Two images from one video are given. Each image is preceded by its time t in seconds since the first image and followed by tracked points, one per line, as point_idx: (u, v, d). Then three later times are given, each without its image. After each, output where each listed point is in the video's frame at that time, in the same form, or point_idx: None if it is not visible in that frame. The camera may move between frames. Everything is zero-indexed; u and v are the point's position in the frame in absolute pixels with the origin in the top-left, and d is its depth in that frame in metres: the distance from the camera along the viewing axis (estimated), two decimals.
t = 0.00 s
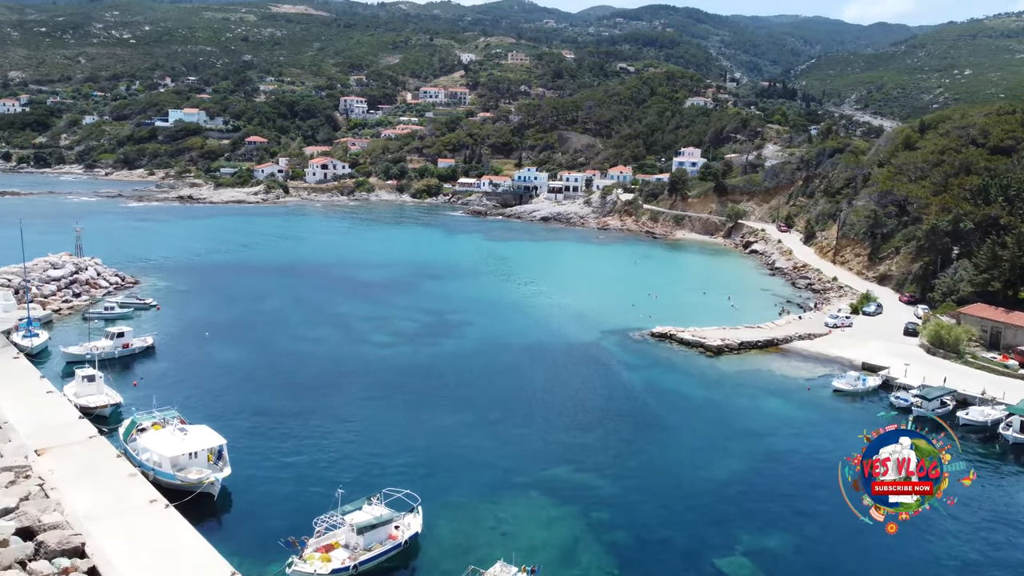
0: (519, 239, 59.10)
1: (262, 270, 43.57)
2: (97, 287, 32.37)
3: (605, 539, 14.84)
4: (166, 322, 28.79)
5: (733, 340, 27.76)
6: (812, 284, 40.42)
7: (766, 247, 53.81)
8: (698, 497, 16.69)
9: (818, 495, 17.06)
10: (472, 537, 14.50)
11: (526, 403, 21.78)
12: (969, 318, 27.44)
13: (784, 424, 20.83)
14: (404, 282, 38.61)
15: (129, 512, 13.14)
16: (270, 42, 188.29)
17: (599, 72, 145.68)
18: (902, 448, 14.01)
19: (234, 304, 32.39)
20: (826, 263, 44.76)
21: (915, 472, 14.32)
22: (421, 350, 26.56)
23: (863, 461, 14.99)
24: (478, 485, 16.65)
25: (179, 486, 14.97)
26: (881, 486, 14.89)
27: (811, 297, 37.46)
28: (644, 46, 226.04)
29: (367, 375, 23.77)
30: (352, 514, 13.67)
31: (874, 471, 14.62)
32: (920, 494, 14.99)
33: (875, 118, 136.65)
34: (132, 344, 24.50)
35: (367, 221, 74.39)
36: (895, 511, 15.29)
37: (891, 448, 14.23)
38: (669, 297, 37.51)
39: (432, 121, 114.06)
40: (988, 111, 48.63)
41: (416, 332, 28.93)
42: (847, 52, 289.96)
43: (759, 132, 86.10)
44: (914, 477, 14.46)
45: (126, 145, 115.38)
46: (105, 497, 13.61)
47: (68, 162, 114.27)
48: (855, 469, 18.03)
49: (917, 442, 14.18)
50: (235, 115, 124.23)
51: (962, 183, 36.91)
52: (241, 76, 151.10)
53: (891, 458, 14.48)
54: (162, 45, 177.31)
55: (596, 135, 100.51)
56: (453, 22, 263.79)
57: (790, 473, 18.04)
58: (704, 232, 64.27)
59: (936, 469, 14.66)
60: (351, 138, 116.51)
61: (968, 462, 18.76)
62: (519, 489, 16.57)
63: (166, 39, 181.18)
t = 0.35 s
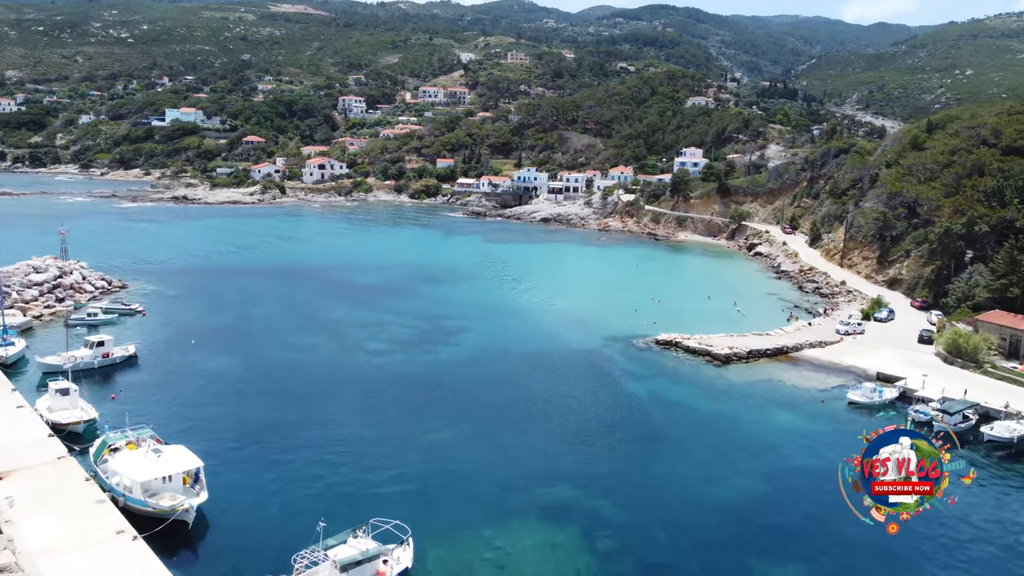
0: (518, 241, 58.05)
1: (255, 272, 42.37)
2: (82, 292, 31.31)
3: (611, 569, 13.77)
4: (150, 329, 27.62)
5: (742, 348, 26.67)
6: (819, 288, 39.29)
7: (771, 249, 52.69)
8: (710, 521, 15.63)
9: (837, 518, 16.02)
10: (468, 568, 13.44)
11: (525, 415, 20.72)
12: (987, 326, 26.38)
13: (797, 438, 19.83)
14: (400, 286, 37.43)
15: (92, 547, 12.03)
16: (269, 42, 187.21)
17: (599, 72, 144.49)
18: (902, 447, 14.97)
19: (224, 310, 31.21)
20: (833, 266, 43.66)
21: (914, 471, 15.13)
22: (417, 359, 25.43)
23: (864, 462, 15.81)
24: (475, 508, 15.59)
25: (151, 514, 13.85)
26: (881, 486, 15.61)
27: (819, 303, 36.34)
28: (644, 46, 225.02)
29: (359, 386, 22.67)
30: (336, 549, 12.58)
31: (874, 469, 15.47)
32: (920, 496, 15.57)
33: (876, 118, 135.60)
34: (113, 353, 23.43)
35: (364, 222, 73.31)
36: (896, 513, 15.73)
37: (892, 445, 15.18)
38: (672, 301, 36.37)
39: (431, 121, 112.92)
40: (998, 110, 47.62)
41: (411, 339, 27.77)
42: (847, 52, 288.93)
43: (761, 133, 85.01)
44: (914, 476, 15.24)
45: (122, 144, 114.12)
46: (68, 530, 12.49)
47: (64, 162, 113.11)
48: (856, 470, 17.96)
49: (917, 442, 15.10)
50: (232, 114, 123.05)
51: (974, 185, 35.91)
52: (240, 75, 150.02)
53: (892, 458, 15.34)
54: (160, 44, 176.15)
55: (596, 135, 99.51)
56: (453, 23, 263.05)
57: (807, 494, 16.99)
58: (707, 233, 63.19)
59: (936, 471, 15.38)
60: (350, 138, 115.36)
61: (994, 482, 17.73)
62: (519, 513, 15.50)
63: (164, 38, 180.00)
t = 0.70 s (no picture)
0: (518, 242, 57.09)
1: (248, 275, 41.36)
2: (68, 296, 30.44)
3: None
4: (136, 335, 26.69)
5: (750, 356, 25.67)
6: (826, 292, 38.36)
7: (775, 251, 51.72)
8: (721, 550, 14.76)
9: (857, 545, 15.12)
10: None
11: (524, 431, 19.81)
12: (1004, 334, 25.43)
13: (810, 455, 18.91)
14: (395, 290, 36.47)
15: None
16: (268, 41, 186.25)
17: (599, 72, 143.56)
18: (902, 447, 14.41)
19: (213, 315, 30.27)
20: (840, 269, 42.74)
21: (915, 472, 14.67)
22: (411, 368, 24.49)
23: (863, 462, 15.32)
24: (473, 537, 14.72)
25: (122, 544, 12.84)
26: (882, 486, 15.18)
27: (827, 307, 35.40)
28: (644, 45, 224.11)
29: (350, 398, 21.69)
30: None
31: (875, 470, 14.95)
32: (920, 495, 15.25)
33: (878, 118, 134.66)
34: (93, 362, 22.49)
35: (362, 223, 72.40)
36: (896, 512, 15.55)
37: (892, 446, 14.60)
38: (676, 306, 35.38)
39: (430, 121, 111.91)
40: (1008, 110, 46.65)
41: (406, 346, 26.83)
42: (847, 52, 288.05)
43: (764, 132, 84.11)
44: (914, 477, 14.79)
45: (119, 144, 112.99)
46: (28, 563, 11.51)
47: (60, 162, 112.11)
48: (856, 470, 18.05)
49: (920, 444, 14.63)
50: (230, 114, 122.04)
51: (986, 186, 34.92)
52: (238, 75, 149.08)
53: (892, 458, 14.87)
54: (158, 43, 175.09)
55: (596, 135, 98.59)
56: (452, 22, 261.64)
57: (823, 519, 16.08)
58: (710, 235, 62.24)
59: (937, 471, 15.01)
60: (348, 138, 114.39)
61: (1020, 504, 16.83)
62: (520, 542, 14.64)
63: (162, 37, 178.91)
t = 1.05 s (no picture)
0: (517, 245, 56.00)
1: (240, 278, 40.19)
2: (51, 302, 29.44)
3: None
4: (119, 344, 25.56)
5: (760, 367, 24.57)
6: (835, 296, 37.31)
7: (781, 254, 50.62)
8: None
9: None
10: None
11: (525, 451, 18.78)
12: None
13: (828, 477, 17.89)
14: (391, 295, 35.35)
15: None
16: (267, 40, 185.12)
17: (599, 72, 142.63)
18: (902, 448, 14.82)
19: (202, 320, 29.11)
20: (848, 273, 41.71)
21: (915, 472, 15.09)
22: (406, 379, 23.43)
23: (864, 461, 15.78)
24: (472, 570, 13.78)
25: None
26: (881, 486, 15.63)
27: (836, 313, 34.34)
28: (644, 45, 223.10)
29: (343, 413, 20.68)
30: None
31: (875, 470, 15.42)
32: (919, 495, 15.62)
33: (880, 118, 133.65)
34: (71, 374, 21.40)
35: (359, 224, 71.38)
36: (897, 512, 15.84)
37: (893, 446, 15.01)
38: (681, 311, 34.29)
39: (429, 120, 110.77)
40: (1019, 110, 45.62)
41: (402, 355, 25.73)
42: (847, 52, 287.32)
43: (766, 133, 83.11)
44: (914, 477, 15.19)
45: (115, 144, 111.78)
46: None
47: (56, 162, 110.94)
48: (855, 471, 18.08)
49: (921, 445, 15.09)
50: (227, 114, 120.89)
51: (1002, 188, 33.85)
52: (236, 74, 147.93)
53: (892, 458, 15.32)
54: (156, 42, 173.93)
55: (597, 135, 97.57)
56: (452, 22, 260.30)
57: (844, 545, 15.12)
58: (713, 237, 61.16)
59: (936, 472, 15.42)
60: (347, 138, 113.25)
61: None
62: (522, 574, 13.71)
63: (160, 36, 177.75)
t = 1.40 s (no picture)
0: (517, 247, 55.01)
1: (233, 282, 39.18)
2: (35, 308, 28.57)
3: None
4: (103, 351, 24.57)
5: (770, 377, 23.55)
6: (843, 301, 36.34)
7: (786, 257, 49.62)
8: None
9: None
10: None
11: (525, 470, 17.86)
12: None
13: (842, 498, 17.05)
14: (387, 300, 34.36)
15: None
16: (266, 40, 184.19)
17: (600, 72, 141.90)
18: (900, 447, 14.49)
19: (190, 328, 28.08)
20: (856, 277, 40.79)
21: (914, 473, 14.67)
22: (402, 390, 22.44)
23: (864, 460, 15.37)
24: None
25: None
26: (881, 486, 15.24)
27: (845, 319, 33.40)
28: (645, 45, 222.36)
29: (335, 428, 19.71)
30: None
31: (874, 470, 15.04)
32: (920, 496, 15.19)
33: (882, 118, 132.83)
34: (48, 386, 20.40)
35: (357, 225, 70.51)
36: (897, 512, 15.61)
37: (893, 445, 14.67)
38: (686, 317, 33.32)
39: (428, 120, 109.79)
40: None
41: (397, 364, 24.79)
42: (847, 52, 286.83)
43: (769, 133, 82.24)
44: (913, 477, 14.78)
45: (111, 144, 110.70)
46: None
47: (52, 162, 109.95)
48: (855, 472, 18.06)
49: (922, 446, 14.68)
50: (225, 114, 119.85)
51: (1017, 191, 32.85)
52: (235, 74, 147.00)
53: (891, 457, 14.88)
54: (155, 42, 172.95)
55: (598, 135, 96.66)
56: (452, 22, 259.33)
57: None
58: (716, 238, 60.20)
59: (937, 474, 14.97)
60: (345, 138, 112.24)
61: None
62: None
63: (159, 36, 176.77)
